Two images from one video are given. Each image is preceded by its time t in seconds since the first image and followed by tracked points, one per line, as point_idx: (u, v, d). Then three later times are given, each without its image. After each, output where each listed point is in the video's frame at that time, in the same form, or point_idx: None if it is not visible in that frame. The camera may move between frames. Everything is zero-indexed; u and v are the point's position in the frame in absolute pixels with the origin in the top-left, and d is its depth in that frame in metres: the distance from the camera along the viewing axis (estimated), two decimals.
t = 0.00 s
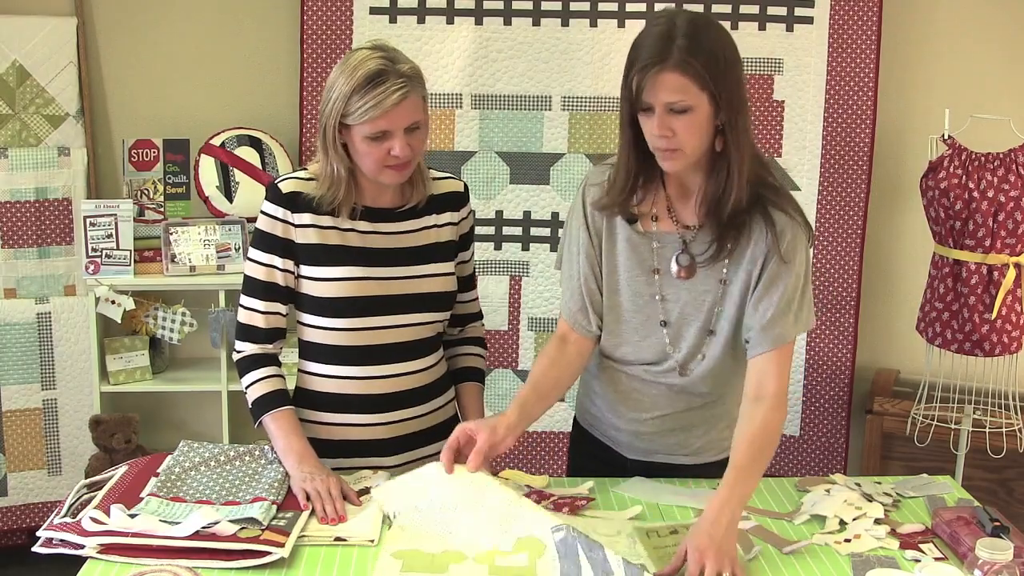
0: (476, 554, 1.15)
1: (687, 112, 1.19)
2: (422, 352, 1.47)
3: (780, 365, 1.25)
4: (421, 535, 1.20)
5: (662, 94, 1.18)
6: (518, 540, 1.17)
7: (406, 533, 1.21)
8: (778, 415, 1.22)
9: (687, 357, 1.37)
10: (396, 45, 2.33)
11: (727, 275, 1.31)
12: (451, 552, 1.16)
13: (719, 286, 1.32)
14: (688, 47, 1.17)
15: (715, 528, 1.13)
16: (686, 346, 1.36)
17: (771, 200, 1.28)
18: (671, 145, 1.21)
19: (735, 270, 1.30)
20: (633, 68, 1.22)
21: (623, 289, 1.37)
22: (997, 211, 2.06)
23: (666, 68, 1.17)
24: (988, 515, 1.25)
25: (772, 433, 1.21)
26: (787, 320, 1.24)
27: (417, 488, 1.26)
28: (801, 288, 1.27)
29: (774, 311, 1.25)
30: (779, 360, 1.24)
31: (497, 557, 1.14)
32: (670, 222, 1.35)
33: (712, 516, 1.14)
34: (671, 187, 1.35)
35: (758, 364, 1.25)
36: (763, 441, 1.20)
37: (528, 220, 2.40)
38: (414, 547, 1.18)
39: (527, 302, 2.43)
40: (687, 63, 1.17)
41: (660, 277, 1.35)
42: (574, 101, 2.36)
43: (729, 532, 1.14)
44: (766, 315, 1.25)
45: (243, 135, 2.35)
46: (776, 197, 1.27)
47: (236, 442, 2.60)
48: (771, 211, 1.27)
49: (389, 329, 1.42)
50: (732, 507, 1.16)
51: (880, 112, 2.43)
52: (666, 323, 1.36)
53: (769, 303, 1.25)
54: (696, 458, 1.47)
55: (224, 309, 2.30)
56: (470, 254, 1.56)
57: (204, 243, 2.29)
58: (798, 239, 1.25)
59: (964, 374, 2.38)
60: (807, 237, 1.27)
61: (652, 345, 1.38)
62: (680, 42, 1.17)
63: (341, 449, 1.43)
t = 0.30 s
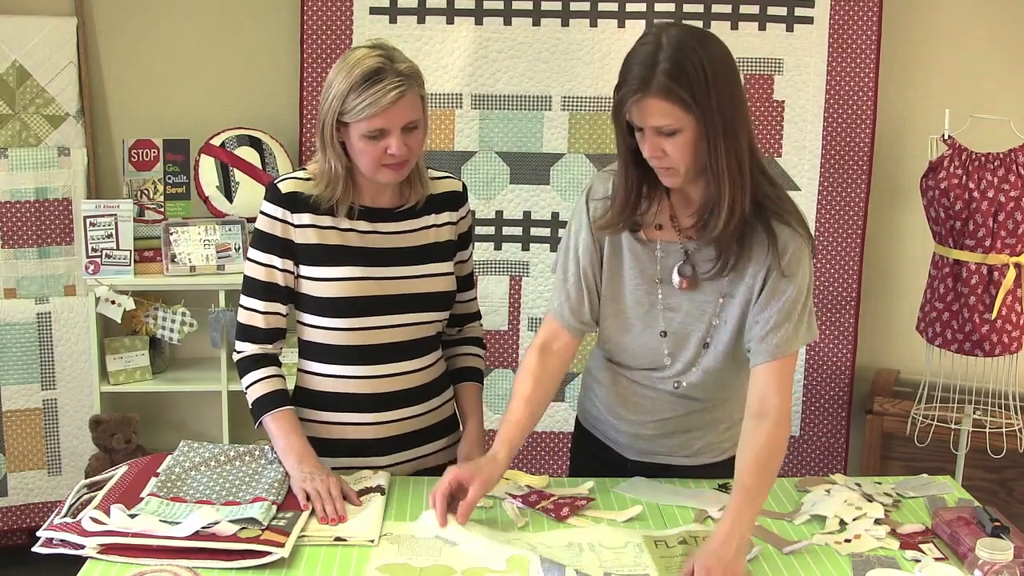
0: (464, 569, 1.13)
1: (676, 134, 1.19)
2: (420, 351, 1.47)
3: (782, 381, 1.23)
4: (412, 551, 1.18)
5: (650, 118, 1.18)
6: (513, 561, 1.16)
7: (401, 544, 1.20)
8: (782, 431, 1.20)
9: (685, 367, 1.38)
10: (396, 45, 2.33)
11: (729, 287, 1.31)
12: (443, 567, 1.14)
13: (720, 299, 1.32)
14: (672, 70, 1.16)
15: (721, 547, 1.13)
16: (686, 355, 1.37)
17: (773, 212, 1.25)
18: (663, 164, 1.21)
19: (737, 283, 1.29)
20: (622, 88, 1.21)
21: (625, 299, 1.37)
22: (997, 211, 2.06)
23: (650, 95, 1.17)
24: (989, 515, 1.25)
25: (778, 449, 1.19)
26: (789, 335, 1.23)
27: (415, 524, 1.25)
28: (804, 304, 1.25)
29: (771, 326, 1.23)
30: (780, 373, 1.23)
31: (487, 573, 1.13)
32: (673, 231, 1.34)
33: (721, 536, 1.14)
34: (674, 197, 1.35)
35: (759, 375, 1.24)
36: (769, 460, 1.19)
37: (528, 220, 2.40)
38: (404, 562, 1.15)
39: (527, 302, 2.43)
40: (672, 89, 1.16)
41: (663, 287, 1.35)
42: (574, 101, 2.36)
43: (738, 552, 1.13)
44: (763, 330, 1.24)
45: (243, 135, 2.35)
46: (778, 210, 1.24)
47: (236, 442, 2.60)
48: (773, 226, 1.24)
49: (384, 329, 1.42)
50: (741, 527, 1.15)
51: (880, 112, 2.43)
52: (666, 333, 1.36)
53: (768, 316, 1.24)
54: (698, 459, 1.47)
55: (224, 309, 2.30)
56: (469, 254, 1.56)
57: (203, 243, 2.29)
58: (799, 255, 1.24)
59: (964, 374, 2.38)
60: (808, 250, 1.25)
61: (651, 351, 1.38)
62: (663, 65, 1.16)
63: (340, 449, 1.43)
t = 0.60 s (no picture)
0: (464, 569, 1.13)
1: (677, 135, 1.19)
2: (418, 351, 1.47)
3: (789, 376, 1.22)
4: (412, 551, 1.18)
5: (651, 120, 1.19)
6: (513, 560, 1.16)
7: (402, 543, 1.20)
8: (790, 431, 1.19)
9: (690, 366, 1.38)
10: (396, 45, 2.33)
11: (737, 287, 1.30)
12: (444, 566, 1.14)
13: (725, 299, 1.32)
14: (672, 73, 1.16)
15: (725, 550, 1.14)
16: (693, 355, 1.36)
17: (777, 211, 1.25)
18: (665, 164, 1.22)
19: (744, 282, 1.29)
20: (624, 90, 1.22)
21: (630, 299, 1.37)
22: (997, 211, 2.06)
23: (650, 97, 1.17)
24: (989, 515, 1.25)
25: (785, 450, 1.19)
26: (795, 333, 1.23)
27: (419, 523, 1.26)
28: (810, 303, 1.24)
29: (777, 323, 1.23)
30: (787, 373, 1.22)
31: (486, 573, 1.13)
32: (678, 231, 1.35)
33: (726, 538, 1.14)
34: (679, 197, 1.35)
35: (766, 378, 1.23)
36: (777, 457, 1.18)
37: (528, 220, 2.40)
38: (403, 562, 1.15)
39: (527, 302, 2.43)
40: (671, 91, 1.16)
41: (669, 286, 1.35)
42: (574, 101, 2.36)
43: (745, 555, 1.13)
44: (769, 328, 1.24)
45: (243, 135, 2.35)
46: (783, 210, 1.24)
47: (236, 442, 2.60)
48: (777, 225, 1.24)
49: (380, 329, 1.42)
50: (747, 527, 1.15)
51: (881, 112, 2.43)
52: (678, 330, 1.36)
53: (773, 316, 1.24)
54: (700, 458, 1.48)
55: (224, 308, 2.30)
56: (468, 253, 1.56)
57: (203, 243, 2.29)
58: (804, 253, 1.23)
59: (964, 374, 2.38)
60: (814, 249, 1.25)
61: (654, 350, 1.38)
62: (662, 68, 1.17)
63: (339, 449, 1.43)
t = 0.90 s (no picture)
0: (464, 569, 1.13)
1: (680, 134, 1.20)
2: (417, 351, 1.46)
3: (800, 368, 1.24)
4: (412, 551, 1.18)
5: (653, 121, 1.20)
6: (513, 560, 1.16)
7: (403, 543, 1.20)
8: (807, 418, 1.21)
9: (690, 360, 1.37)
10: (396, 45, 2.33)
11: (736, 281, 1.31)
12: (444, 565, 1.14)
13: (726, 291, 1.32)
14: (672, 73, 1.17)
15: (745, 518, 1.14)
16: (692, 347, 1.36)
17: (777, 205, 1.26)
18: (670, 162, 1.23)
19: (744, 276, 1.30)
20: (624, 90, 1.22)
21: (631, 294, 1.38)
22: (997, 211, 2.06)
23: (652, 98, 1.18)
24: (988, 515, 1.25)
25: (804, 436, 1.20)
26: (802, 332, 1.23)
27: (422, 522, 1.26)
28: (814, 297, 1.25)
29: (786, 322, 1.24)
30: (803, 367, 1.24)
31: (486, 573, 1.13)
32: (679, 226, 1.36)
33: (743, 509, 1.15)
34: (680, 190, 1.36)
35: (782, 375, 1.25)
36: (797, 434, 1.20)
37: (528, 220, 2.40)
38: (403, 562, 1.15)
39: (527, 302, 2.43)
40: (672, 91, 1.17)
41: (670, 281, 1.36)
42: (574, 101, 2.36)
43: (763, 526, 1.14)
44: (780, 327, 1.24)
45: (243, 135, 2.35)
46: (784, 203, 1.25)
47: (235, 442, 2.60)
48: (777, 220, 1.25)
49: (378, 328, 1.42)
50: (765, 498, 1.16)
51: (881, 112, 2.43)
52: (674, 325, 1.36)
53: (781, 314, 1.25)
54: (697, 457, 1.46)
55: (224, 308, 2.30)
56: (468, 253, 1.56)
57: (204, 243, 2.30)
58: (805, 247, 1.24)
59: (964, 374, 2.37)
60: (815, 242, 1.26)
61: (654, 346, 1.39)
62: (661, 69, 1.18)
63: (339, 449, 1.43)
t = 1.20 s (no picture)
0: (463, 569, 1.13)
1: (703, 129, 1.24)
2: (418, 352, 1.46)
3: (811, 348, 1.28)
4: (411, 551, 1.18)
5: (679, 119, 1.22)
6: (512, 559, 1.16)
7: (402, 543, 1.20)
8: (815, 404, 1.26)
9: (695, 349, 1.38)
10: (396, 45, 2.33)
11: (736, 268, 1.34)
12: (444, 565, 1.14)
13: (729, 279, 1.35)
14: (691, 70, 1.21)
15: (749, 499, 1.19)
16: (692, 335, 1.38)
17: (777, 192, 1.31)
18: (692, 161, 1.26)
19: (745, 263, 1.33)
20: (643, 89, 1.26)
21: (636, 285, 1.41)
22: (996, 211, 2.06)
23: (681, 96, 1.22)
24: (988, 515, 1.25)
25: (811, 423, 1.26)
26: (805, 314, 1.27)
27: (421, 522, 1.26)
28: (815, 279, 1.29)
29: (791, 306, 1.28)
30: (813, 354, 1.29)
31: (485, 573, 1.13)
32: (684, 219, 1.39)
33: (749, 492, 1.20)
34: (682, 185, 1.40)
35: (793, 355, 1.29)
36: (808, 415, 1.26)
37: (527, 221, 2.40)
38: (402, 562, 1.15)
39: (527, 302, 2.43)
40: (696, 87, 1.21)
41: (674, 272, 1.39)
42: (573, 102, 2.36)
43: (767, 508, 1.19)
44: (788, 312, 1.28)
45: (242, 136, 2.35)
46: (785, 190, 1.31)
47: (234, 442, 2.60)
48: (778, 207, 1.30)
49: (379, 330, 1.42)
50: (770, 480, 1.21)
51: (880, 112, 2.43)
52: (676, 316, 1.39)
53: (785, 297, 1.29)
54: (701, 451, 1.46)
55: (223, 308, 2.30)
56: (470, 252, 1.56)
57: (203, 244, 2.30)
58: (804, 231, 1.29)
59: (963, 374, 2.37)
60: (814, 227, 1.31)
61: (658, 336, 1.41)
62: (683, 67, 1.21)
63: (339, 449, 1.43)
